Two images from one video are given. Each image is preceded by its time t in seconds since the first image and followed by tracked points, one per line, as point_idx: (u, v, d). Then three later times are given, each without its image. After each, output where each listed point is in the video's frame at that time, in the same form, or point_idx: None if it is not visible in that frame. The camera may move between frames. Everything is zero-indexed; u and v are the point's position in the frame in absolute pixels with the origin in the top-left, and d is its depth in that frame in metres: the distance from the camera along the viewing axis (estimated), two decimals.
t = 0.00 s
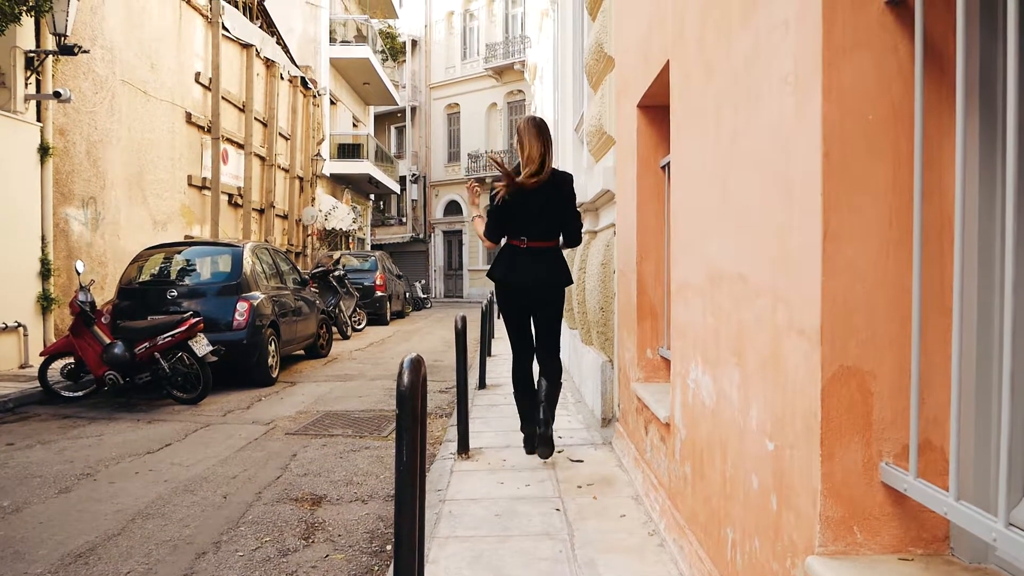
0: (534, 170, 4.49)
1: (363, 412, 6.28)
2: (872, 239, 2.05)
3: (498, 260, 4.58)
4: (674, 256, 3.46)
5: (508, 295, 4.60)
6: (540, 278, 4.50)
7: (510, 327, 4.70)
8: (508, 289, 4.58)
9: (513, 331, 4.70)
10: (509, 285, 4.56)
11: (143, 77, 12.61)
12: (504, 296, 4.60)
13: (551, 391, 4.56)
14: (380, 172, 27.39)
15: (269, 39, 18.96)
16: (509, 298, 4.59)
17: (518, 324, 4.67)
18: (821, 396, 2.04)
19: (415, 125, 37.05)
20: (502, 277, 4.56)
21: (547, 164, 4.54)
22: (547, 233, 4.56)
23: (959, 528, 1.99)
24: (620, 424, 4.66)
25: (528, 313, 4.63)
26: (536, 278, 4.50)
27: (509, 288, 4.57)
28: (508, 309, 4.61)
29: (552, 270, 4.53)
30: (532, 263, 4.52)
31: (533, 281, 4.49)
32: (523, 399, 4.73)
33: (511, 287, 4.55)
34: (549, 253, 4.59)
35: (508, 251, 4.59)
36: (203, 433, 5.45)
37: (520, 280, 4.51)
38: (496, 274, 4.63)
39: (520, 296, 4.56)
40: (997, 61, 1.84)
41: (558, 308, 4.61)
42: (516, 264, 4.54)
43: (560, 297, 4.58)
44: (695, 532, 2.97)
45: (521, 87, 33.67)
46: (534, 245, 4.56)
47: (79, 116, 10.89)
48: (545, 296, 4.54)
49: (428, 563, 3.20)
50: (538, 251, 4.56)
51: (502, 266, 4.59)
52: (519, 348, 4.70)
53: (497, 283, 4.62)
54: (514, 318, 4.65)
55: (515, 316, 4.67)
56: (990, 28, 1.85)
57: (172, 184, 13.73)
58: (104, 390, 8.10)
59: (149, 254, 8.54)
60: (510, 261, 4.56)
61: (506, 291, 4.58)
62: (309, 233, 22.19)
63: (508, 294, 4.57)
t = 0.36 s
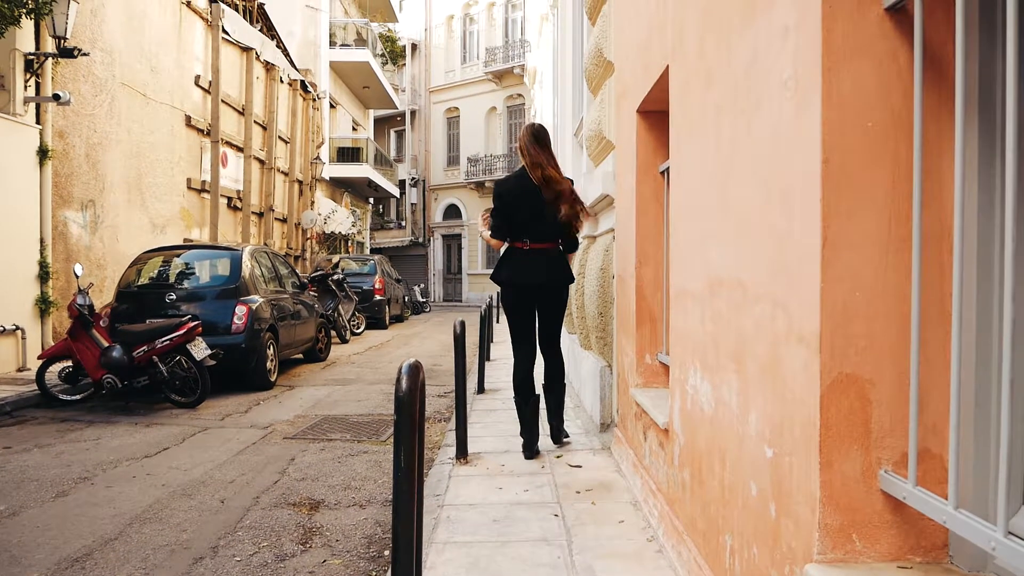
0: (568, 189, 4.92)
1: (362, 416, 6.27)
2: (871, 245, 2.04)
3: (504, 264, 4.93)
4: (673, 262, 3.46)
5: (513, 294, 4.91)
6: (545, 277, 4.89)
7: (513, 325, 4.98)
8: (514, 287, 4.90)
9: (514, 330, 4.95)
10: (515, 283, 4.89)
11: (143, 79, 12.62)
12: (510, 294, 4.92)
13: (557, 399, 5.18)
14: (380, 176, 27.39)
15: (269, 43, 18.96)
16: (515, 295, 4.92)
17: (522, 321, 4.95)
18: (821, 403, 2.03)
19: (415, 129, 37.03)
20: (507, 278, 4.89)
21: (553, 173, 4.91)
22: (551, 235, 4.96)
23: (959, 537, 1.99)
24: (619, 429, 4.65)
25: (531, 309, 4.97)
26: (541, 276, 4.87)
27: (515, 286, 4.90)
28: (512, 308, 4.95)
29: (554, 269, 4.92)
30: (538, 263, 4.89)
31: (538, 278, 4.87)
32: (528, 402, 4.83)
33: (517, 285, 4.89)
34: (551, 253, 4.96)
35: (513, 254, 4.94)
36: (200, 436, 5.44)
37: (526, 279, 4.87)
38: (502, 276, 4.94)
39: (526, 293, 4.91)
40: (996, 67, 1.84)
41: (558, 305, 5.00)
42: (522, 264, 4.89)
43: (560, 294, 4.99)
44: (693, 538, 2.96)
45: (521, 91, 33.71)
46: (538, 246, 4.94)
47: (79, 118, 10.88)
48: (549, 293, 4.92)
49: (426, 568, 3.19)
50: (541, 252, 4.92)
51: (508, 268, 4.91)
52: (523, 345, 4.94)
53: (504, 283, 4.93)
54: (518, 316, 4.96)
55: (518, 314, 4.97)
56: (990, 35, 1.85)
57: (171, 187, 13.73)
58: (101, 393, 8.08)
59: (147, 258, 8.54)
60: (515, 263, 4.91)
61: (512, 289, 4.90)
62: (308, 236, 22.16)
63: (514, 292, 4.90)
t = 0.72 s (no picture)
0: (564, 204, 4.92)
1: (359, 421, 6.26)
2: (870, 252, 2.04)
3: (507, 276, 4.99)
4: (671, 268, 3.46)
5: (516, 305, 4.95)
6: (548, 291, 4.93)
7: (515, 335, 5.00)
8: (517, 299, 4.94)
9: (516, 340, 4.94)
10: (518, 295, 4.93)
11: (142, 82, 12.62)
12: (512, 306, 4.97)
13: (550, 403, 5.45)
14: (378, 179, 27.40)
15: (269, 46, 18.96)
16: (518, 307, 4.95)
17: (523, 332, 4.97)
18: (819, 411, 2.03)
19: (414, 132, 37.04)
20: (511, 290, 4.95)
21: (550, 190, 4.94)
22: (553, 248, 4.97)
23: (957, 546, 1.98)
24: (617, 435, 4.65)
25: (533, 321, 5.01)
26: (544, 290, 4.92)
27: (518, 298, 4.93)
28: (514, 319, 4.98)
29: (557, 283, 4.95)
30: (542, 276, 4.93)
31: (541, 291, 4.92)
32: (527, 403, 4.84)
33: (520, 297, 4.93)
34: (555, 267, 4.99)
35: (517, 266, 4.98)
36: (197, 440, 5.43)
37: (528, 291, 4.91)
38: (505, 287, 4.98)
39: (529, 305, 4.95)
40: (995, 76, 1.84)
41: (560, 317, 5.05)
42: (526, 276, 4.93)
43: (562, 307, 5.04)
44: (690, 545, 2.96)
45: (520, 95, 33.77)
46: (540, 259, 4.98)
47: (77, 121, 10.87)
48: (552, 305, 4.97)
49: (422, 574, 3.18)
50: (545, 265, 4.96)
51: (512, 280, 4.96)
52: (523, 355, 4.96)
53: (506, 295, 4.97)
54: (520, 326, 4.99)
55: (520, 325, 5.00)
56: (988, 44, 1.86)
57: (169, 190, 13.73)
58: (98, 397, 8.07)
59: (145, 261, 8.53)
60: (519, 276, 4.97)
61: (515, 301, 4.94)
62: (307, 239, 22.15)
63: (517, 304, 4.94)
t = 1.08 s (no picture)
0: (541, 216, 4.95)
1: (358, 423, 6.26)
2: (870, 257, 2.04)
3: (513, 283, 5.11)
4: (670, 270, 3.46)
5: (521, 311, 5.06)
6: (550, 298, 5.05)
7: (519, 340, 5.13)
8: (522, 306, 5.05)
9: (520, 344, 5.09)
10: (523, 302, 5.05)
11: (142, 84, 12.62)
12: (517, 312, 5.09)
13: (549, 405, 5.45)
14: (378, 182, 27.41)
15: (268, 49, 18.96)
16: (523, 313, 5.07)
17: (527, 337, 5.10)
18: (818, 415, 2.03)
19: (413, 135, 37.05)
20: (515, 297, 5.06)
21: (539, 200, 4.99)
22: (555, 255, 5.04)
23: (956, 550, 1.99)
24: (616, 437, 4.65)
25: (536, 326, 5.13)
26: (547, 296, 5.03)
27: (523, 305, 5.04)
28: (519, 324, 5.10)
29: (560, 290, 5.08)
30: (546, 283, 5.04)
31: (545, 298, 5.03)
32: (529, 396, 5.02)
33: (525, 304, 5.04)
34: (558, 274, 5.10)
35: (521, 274, 5.08)
36: (196, 443, 5.42)
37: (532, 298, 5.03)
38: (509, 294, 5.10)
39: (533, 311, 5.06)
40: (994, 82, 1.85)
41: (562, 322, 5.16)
42: (530, 284, 5.04)
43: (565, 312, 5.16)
44: (690, 548, 2.95)
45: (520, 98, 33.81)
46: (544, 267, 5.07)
47: (76, 123, 10.87)
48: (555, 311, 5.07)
49: None
50: (548, 273, 5.06)
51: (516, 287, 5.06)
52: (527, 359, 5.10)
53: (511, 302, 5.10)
54: (524, 331, 5.11)
55: (525, 330, 5.12)
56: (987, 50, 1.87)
57: (168, 192, 13.72)
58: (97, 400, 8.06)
59: (145, 263, 8.53)
60: (525, 282, 5.08)
61: (520, 308, 5.06)
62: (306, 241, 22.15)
63: (521, 310, 5.05)
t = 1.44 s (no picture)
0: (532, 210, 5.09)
1: (359, 423, 6.27)
2: (869, 257, 2.04)
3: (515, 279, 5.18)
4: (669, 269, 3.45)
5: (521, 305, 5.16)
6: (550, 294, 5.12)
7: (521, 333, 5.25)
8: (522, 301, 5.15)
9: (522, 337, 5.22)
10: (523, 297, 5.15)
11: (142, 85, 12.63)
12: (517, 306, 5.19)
13: (550, 405, 5.45)
14: (378, 181, 27.41)
15: (268, 49, 18.96)
16: (523, 307, 5.16)
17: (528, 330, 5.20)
18: (818, 414, 2.03)
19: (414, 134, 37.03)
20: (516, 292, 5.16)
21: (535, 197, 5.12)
22: (556, 251, 5.12)
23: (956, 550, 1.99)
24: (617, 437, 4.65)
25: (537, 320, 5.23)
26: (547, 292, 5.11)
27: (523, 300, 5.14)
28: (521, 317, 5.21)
29: (560, 286, 5.14)
30: (545, 278, 5.11)
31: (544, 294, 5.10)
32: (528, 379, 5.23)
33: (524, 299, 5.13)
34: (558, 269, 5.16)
35: (521, 269, 5.16)
36: (196, 443, 5.43)
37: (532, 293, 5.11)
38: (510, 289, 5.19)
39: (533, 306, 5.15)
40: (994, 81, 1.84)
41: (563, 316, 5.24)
42: (529, 279, 5.11)
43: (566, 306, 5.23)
44: (690, 548, 2.95)
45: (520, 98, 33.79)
46: (545, 262, 5.15)
47: (76, 124, 10.87)
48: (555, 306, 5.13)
49: None
50: (548, 269, 5.13)
51: (516, 283, 5.14)
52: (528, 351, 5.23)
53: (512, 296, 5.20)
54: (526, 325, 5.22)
55: (526, 324, 5.22)
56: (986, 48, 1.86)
57: (169, 193, 13.73)
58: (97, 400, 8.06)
59: (145, 263, 8.53)
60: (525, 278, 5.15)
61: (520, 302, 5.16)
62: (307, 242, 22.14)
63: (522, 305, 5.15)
